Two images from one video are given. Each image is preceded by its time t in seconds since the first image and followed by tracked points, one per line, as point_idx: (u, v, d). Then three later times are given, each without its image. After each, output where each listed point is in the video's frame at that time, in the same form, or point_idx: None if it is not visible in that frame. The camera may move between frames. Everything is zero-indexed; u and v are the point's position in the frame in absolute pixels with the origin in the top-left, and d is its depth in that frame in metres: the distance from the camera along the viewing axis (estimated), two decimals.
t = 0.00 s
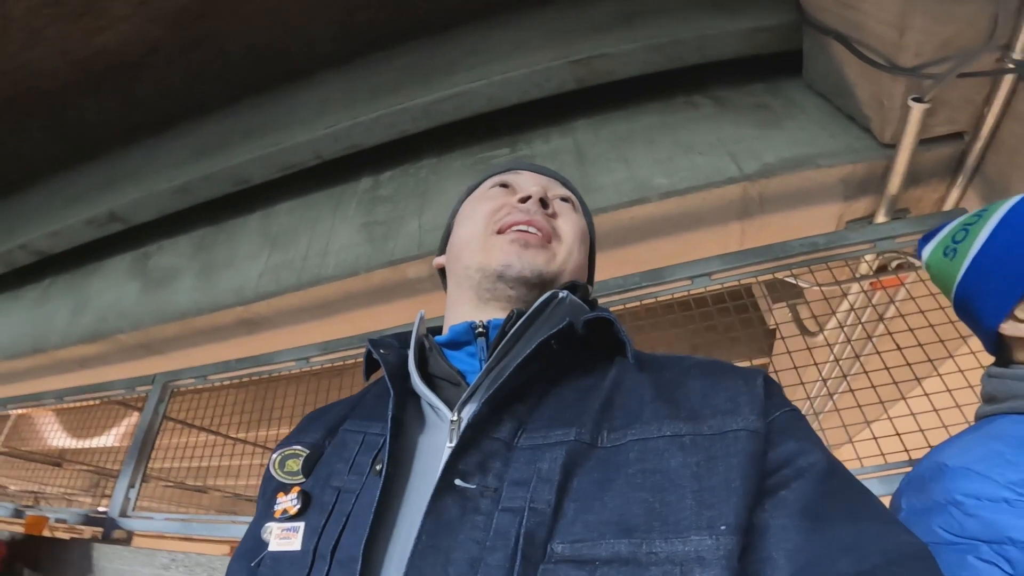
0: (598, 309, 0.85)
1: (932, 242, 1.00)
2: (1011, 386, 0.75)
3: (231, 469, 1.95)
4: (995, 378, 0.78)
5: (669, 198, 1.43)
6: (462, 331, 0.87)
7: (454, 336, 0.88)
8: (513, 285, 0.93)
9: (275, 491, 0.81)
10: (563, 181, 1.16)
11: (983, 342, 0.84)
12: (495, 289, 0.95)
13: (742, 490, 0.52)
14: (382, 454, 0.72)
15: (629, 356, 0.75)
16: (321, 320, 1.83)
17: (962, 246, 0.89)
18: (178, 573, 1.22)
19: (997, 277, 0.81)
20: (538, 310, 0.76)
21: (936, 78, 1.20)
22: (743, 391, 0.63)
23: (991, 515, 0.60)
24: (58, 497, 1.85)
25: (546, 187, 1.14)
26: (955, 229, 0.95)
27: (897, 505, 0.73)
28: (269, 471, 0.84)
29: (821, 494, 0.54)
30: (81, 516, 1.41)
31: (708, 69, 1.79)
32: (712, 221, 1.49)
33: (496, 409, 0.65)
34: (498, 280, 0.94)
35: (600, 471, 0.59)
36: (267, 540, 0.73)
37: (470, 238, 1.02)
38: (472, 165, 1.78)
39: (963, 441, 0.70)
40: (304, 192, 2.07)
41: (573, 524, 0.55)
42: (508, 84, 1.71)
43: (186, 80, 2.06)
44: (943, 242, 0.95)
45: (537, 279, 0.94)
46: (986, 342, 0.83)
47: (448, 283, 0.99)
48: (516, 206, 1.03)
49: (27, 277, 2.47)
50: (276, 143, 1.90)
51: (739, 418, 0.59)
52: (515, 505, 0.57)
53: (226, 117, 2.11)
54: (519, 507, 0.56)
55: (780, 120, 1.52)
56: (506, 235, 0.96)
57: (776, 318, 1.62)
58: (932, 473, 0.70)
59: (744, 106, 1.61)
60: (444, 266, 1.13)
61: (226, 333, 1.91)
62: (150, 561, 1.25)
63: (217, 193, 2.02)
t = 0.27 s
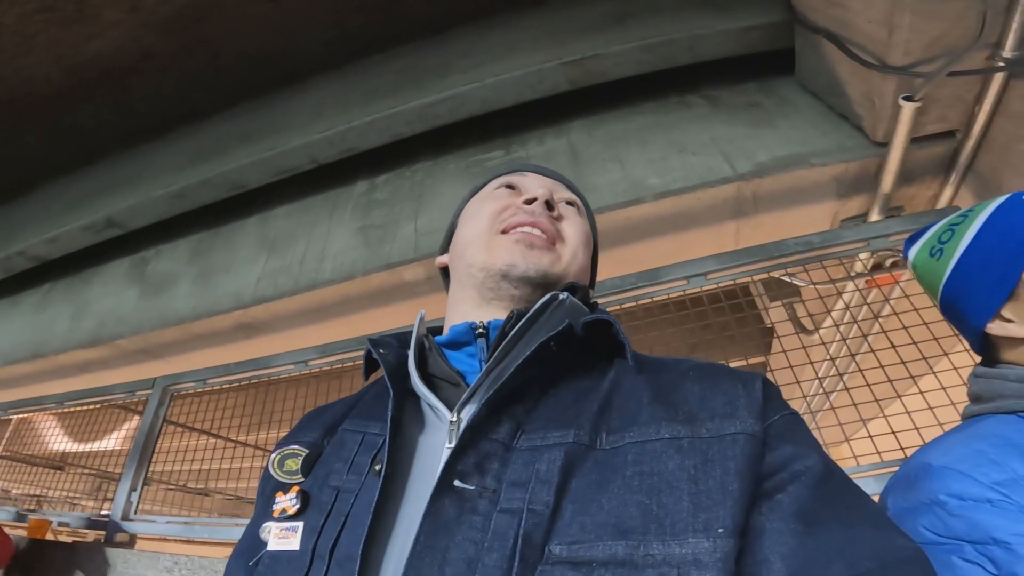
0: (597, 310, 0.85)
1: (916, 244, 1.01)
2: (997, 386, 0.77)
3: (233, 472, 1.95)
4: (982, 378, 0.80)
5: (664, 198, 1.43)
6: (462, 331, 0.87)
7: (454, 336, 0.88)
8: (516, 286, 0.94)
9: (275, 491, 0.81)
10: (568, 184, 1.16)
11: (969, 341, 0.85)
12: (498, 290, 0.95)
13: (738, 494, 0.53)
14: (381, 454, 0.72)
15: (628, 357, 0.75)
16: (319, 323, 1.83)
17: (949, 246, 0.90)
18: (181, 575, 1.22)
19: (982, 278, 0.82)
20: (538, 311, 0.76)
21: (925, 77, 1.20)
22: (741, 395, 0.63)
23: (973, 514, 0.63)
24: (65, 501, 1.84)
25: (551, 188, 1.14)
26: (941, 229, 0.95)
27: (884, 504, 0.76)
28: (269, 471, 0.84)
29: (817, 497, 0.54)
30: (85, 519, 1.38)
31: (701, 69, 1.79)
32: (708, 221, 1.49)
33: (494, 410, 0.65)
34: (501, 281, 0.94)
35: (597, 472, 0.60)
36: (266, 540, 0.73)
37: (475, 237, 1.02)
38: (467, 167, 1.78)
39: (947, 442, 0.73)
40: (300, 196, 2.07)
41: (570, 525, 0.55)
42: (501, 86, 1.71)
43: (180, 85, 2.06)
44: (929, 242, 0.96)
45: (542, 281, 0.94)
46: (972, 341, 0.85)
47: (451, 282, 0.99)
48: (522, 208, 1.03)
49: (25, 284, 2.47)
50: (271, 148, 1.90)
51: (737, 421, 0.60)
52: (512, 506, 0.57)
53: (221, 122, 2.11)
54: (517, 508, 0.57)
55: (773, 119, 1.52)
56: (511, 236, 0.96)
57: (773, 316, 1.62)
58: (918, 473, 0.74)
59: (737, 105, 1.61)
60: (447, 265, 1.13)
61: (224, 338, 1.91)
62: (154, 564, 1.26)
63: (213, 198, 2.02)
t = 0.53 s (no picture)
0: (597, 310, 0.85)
1: (910, 246, 1.01)
2: (988, 388, 0.78)
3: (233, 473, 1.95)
4: (975, 380, 0.80)
5: (663, 199, 1.43)
6: (462, 331, 0.87)
7: (454, 337, 0.88)
8: (514, 287, 0.94)
9: (276, 492, 0.81)
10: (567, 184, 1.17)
11: (963, 344, 0.85)
12: (497, 290, 0.95)
13: (738, 493, 0.53)
14: (382, 454, 0.72)
15: (628, 357, 0.75)
16: (319, 325, 1.83)
17: (943, 248, 0.90)
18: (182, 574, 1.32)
19: (977, 280, 0.82)
20: (538, 311, 0.76)
21: (923, 78, 1.21)
22: (741, 395, 0.64)
23: (963, 516, 0.64)
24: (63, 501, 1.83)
25: (550, 189, 1.15)
26: (935, 231, 0.96)
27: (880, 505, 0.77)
28: (269, 471, 0.84)
29: (817, 497, 0.54)
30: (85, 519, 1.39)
31: (699, 70, 1.79)
32: (707, 222, 1.50)
33: (494, 410, 0.65)
34: (500, 282, 0.95)
35: (597, 472, 0.60)
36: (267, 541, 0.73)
37: (473, 238, 1.02)
38: (466, 168, 1.78)
39: (938, 444, 0.74)
40: (299, 197, 2.07)
41: (570, 525, 0.55)
42: (500, 87, 1.72)
43: (180, 86, 2.06)
44: (923, 244, 0.96)
45: (539, 282, 0.94)
46: (967, 343, 0.84)
47: (450, 282, 0.99)
48: (520, 208, 1.03)
49: (25, 285, 2.47)
50: (270, 149, 1.90)
51: (736, 421, 0.60)
52: (513, 506, 0.57)
53: (220, 123, 2.11)
54: (518, 508, 0.57)
55: (771, 120, 1.52)
56: (509, 237, 0.97)
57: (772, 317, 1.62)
58: (911, 475, 0.74)
59: (735, 106, 1.61)
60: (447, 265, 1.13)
61: (224, 339, 1.91)
62: (153, 565, 1.35)
63: (213, 199, 2.02)
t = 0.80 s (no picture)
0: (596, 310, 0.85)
1: (908, 246, 1.01)
2: (987, 389, 0.78)
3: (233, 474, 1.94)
4: (973, 381, 0.80)
5: (662, 200, 1.43)
6: (462, 333, 0.87)
7: (455, 338, 0.88)
8: (511, 288, 0.94)
9: (280, 496, 0.81)
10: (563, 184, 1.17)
11: (960, 345, 0.85)
12: (494, 291, 0.95)
13: (738, 492, 0.53)
14: (384, 456, 0.72)
15: (626, 357, 0.76)
16: (319, 326, 1.83)
17: (939, 249, 0.91)
18: None
19: (970, 281, 0.83)
20: (537, 312, 0.76)
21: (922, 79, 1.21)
22: (740, 394, 0.64)
23: (960, 518, 0.64)
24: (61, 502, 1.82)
25: (546, 189, 1.15)
26: (931, 233, 0.96)
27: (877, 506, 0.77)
28: (273, 476, 0.84)
29: (817, 496, 0.54)
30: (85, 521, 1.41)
31: (698, 71, 1.80)
32: (706, 223, 1.50)
33: (495, 411, 0.65)
34: (496, 283, 0.95)
35: (597, 472, 0.60)
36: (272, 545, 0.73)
37: (470, 240, 1.02)
38: (465, 169, 1.79)
39: (935, 445, 0.74)
40: (299, 199, 2.07)
41: (571, 525, 0.55)
42: (499, 89, 1.72)
43: (180, 88, 2.06)
44: (920, 245, 0.96)
45: (535, 282, 0.94)
46: (963, 345, 0.85)
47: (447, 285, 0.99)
48: (516, 209, 1.03)
49: (26, 286, 2.47)
50: (270, 150, 1.90)
51: (736, 420, 0.60)
52: (514, 506, 0.57)
53: (220, 125, 2.11)
54: (518, 509, 0.57)
55: (770, 121, 1.53)
56: (505, 238, 0.97)
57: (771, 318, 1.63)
58: (908, 476, 0.75)
59: (734, 107, 1.62)
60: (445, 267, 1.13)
61: (224, 340, 1.91)
62: (153, 565, 1.26)
63: (213, 200, 2.02)
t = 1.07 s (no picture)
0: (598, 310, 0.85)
1: (908, 246, 1.01)
2: (986, 390, 0.78)
3: (230, 474, 1.94)
4: (972, 381, 0.81)
5: (661, 200, 1.43)
6: (464, 334, 0.87)
7: (457, 339, 0.87)
8: (513, 288, 0.94)
9: (285, 499, 0.81)
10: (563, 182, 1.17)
11: (960, 344, 0.86)
12: (496, 292, 0.95)
13: (742, 492, 0.53)
14: (387, 457, 0.72)
15: (629, 357, 0.75)
16: (316, 326, 1.82)
17: (938, 250, 0.91)
18: None
19: (970, 281, 0.83)
20: (539, 312, 0.76)
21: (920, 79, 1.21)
22: (743, 394, 0.64)
23: (962, 519, 0.64)
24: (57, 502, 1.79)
25: (547, 187, 1.15)
26: (930, 234, 0.96)
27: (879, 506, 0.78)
28: (278, 479, 0.84)
29: (821, 496, 0.54)
30: (81, 522, 1.41)
31: (696, 71, 1.80)
32: (704, 223, 1.50)
33: (498, 412, 0.65)
34: (498, 283, 0.95)
35: (601, 473, 0.60)
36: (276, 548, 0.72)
37: (471, 240, 1.02)
38: (463, 169, 1.78)
39: (935, 446, 0.74)
40: (296, 198, 2.07)
41: (575, 527, 0.55)
42: (498, 88, 1.72)
43: (176, 87, 2.05)
44: (919, 245, 0.96)
45: (537, 282, 0.94)
46: (963, 345, 0.85)
47: (450, 286, 0.99)
48: (517, 208, 1.03)
49: (21, 285, 2.45)
50: (267, 150, 1.90)
51: (739, 420, 0.60)
52: (518, 508, 0.57)
53: (217, 124, 2.10)
54: (522, 510, 0.56)
55: (768, 121, 1.53)
56: (507, 239, 0.97)
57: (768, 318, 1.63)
58: (908, 476, 0.75)
59: (732, 107, 1.62)
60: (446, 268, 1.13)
61: (220, 340, 1.90)
62: (150, 566, 1.23)
63: (210, 200, 2.01)
